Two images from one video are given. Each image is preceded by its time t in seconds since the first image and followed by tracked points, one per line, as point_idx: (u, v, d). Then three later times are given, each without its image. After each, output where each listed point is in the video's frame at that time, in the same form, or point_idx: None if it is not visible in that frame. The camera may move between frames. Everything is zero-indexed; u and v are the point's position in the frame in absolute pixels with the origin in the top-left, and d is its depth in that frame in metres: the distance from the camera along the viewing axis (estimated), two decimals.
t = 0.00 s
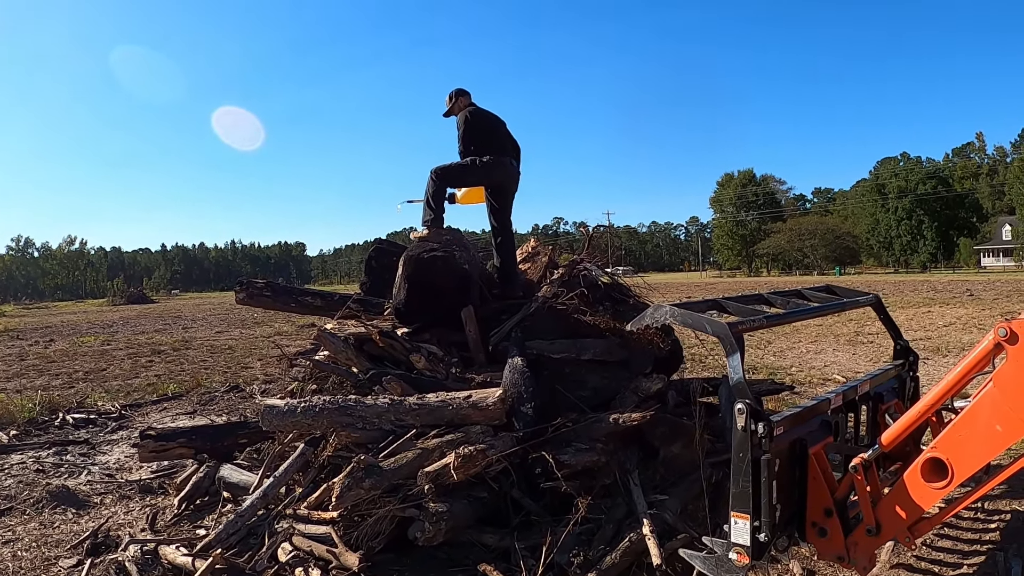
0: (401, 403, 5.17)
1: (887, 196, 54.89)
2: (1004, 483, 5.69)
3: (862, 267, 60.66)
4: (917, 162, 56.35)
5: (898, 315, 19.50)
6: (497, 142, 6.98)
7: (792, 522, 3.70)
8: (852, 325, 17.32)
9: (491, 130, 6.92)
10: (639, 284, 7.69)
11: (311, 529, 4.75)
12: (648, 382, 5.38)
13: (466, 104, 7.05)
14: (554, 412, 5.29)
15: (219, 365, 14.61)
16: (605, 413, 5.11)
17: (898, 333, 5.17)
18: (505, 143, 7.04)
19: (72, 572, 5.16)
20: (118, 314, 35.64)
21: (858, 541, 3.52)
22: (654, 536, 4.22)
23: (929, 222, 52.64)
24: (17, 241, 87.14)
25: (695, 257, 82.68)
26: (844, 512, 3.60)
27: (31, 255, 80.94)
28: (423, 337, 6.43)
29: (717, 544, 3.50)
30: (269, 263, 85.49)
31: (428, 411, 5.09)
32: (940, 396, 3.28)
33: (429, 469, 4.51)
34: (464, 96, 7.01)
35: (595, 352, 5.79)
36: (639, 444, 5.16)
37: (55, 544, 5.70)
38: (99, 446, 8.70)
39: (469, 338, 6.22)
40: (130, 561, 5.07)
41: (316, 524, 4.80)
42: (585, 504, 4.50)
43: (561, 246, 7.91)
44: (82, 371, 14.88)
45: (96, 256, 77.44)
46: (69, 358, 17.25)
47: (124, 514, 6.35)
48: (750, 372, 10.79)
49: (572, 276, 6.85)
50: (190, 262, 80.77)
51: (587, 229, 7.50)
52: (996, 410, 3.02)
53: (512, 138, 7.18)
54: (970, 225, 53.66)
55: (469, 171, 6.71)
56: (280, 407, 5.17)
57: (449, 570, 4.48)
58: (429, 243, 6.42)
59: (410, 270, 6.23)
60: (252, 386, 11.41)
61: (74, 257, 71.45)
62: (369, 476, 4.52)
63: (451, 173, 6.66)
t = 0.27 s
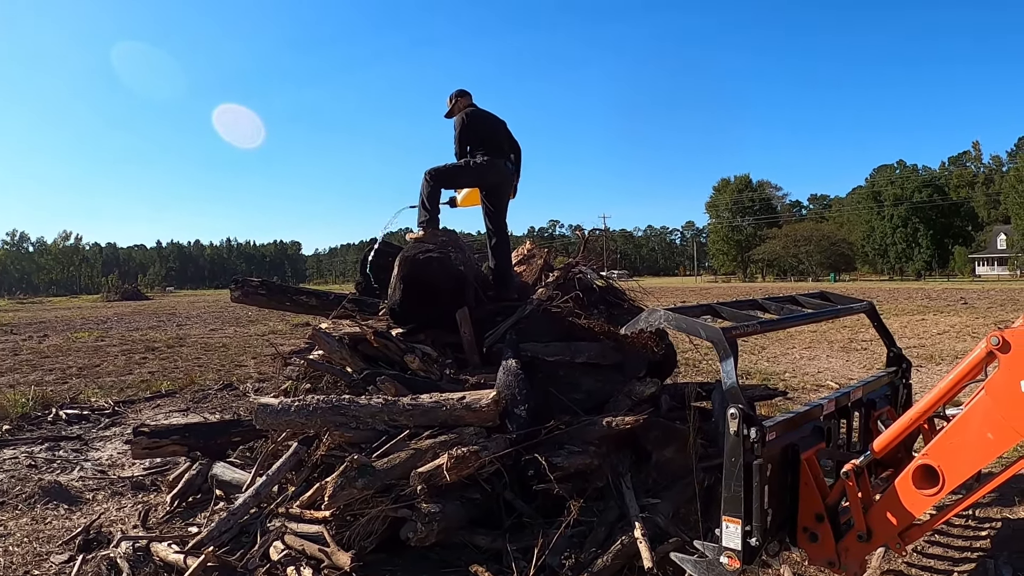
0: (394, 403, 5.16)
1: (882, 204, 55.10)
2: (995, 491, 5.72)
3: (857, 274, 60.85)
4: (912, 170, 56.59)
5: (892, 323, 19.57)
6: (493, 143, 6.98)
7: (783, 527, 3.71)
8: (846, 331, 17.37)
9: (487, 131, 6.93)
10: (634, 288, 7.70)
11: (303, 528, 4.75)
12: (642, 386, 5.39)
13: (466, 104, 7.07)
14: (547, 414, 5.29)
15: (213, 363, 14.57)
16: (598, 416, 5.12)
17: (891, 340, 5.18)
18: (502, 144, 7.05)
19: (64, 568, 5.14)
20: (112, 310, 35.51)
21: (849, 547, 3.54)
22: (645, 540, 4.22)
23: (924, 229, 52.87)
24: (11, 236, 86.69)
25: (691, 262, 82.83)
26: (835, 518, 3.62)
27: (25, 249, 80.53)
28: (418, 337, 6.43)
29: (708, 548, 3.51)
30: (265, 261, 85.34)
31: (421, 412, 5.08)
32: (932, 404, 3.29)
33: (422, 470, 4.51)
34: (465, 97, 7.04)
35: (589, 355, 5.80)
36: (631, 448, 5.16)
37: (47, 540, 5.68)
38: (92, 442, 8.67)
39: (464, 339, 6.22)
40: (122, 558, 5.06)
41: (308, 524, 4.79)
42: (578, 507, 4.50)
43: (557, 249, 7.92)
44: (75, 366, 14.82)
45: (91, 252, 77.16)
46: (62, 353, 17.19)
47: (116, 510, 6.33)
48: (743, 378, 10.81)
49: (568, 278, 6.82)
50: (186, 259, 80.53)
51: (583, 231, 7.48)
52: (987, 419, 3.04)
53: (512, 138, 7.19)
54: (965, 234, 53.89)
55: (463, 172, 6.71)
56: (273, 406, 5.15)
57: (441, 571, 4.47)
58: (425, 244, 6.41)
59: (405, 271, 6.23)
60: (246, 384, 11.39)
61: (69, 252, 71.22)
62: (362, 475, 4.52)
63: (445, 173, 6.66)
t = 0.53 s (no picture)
0: (385, 400, 5.17)
1: (876, 214, 55.40)
2: (980, 503, 5.76)
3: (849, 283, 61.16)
4: (907, 182, 56.91)
5: (883, 333, 19.68)
6: (487, 143, 6.96)
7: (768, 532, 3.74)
8: (837, 341, 17.46)
9: (482, 131, 6.92)
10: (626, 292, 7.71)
11: (291, 523, 4.74)
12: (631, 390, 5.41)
13: (462, 104, 7.08)
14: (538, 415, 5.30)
15: (204, 356, 14.52)
16: (587, 418, 5.13)
17: (880, 350, 5.22)
18: (496, 144, 7.04)
19: (50, 558, 5.11)
20: (103, 300, 35.34)
21: (833, 554, 3.56)
22: (630, 542, 4.24)
23: (916, 241, 53.19)
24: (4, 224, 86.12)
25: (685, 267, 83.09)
26: (820, 525, 3.64)
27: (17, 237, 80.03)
28: (409, 336, 6.45)
29: (693, 552, 3.52)
30: (259, 256, 85.12)
31: (411, 410, 5.09)
32: (919, 414, 3.32)
33: (410, 468, 4.52)
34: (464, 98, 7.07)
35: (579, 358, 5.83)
36: (620, 451, 5.19)
37: (34, 529, 5.65)
38: (81, 432, 8.63)
39: (455, 339, 6.25)
40: (109, 548, 5.04)
41: (296, 519, 4.79)
42: (564, 508, 4.52)
43: (551, 252, 7.93)
44: (65, 356, 14.74)
45: (84, 241, 76.78)
46: (52, 343, 17.08)
47: (104, 501, 6.31)
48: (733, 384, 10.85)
49: (559, 282, 6.84)
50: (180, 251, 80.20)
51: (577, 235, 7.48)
52: (973, 430, 3.07)
53: (510, 134, 7.15)
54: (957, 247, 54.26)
55: (454, 172, 6.72)
56: (264, 400, 5.15)
57: (427, 569, 4.48)
58: (418, 242, 6.41)
59: (398, 269, 6.23)
60: (237, 378, 11.36)
61: (62, 241, 70.87)
62: (350, 472, 4.52)
63: (437, 174, 6.68)
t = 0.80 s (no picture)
0: (386, 394, 5.18)
1: (880, 219, 55.31)
2: (979, 508, 5.76)
3: (851, 287, 61.09)
4: (912, 187, 56.79)
5: (884, 338, 19.67)
6: (492, 139, 6.94)
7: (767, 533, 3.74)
8: (839, 344, 17.45)
9: (488, 128, 6.91)
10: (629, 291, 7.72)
11: (290, 515, 4.76)
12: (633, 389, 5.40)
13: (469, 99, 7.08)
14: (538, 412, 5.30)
15: (206, 346, 14.55)
16: (588, 416, 5.13)
17: (882, 354, 5.21)
18: (501, 139, 7.02)
19: (49, 545, 5.12)
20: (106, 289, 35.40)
21: (831, 556, 3.57)
22: (629, 541, 4.25)
23: (920, 247, 53.11)
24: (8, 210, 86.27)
25: (687, 267, 83.05)
26: (818, 527, 3.65)
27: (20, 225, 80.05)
28: (412, 330, 6.48)
29: (692, 551, 3.54)
30: (261, 248, 85.18)
31: (412, 404, 5.10)
32: (919, 418, 3.33)
33: (411, 462, 4.52)
34: (471, 93, 7.08)
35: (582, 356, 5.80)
36: (620, 449, 5.20)
37: (33, 516, 5.67)
38: (81, 420, 8.66)
39: (457, 335, 6.31)
40: (108, 537, 5.06)
41: (296, 510, 4.81)
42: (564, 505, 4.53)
43: (554, 249, 7.94)
44: (67, 344, 14.78)
45: (87, 230, 76.86)
46: (54, 331, 17.13)
47: (104, 489, 6.33)
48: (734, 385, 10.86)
49: (563, 280, 6.83)
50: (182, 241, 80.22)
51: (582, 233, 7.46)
52: (973, 436, 3.08)
53: (517, 128, 7.11)
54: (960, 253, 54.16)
55: (458, 169, 6.70)
56: (265, 392, 5.16)
57: (425, 563, 4.50)
58: (422, 237, 6.39)
59: (401, 263, 6.22)
60: (238, 369, 11.39)
61: (66, 229, 70.96)
62: (351, 465, 4.53)
63: (441, 170, 6.67)
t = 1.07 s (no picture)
0: (410, 386, 5.22)
1: (902, 218, 54.59)
2: (1001, 511, 5.70)
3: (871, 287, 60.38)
4: (935, 187, 55.98)
5: (906, 339, 19.44)
6: (518, 134, 6.95)
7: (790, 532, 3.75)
8: (859, 344, 17.29)
9: (515, 122, 6.92)
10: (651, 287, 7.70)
11: (312, 504, 4.83)
12: (656, 384, 5.41)
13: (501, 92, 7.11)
14: (561, 406, 5.32)
15: (226, 337, 14.73)
16: (611, 411, 5.14)
17: (906, 354, 5.15)
18: (528, 133, 7.02)
19: (72, 531, 5.18)
20: (128, 279, 35.90)
21: (853, 555, 3.56)
22: (651, 536, 4.26)
23: (942, 247, 52.33)
24: (32, 200, 87.72)
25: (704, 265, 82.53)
26: (841, 526, 3.64)
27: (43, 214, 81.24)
28: (436, 323, 6.50)
29: (714, 548, 3.56)
30: (279, 240, 85.83)
31: (436, 396, 5.15)
32: (945, 419, 3.30)
33: (434, 454, 4.56)
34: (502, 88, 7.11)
35: (606, 351, 5.82)
36: (641, 445, 5.21)
37: (56, 502, 5.76)
38: (104, 408, 8.81)
39: (482, 327, 6.28)
40: (130, 524, 5.13)
41: (317, 500, 4.85)
42: (586, 499, 4.55)
43: (577, 244, 7.94)
44: (90, 333, 15.02)
45: (109, 220, 77.85)
46: (77, 319, 17.40)
47: (126, 477, 6.43)
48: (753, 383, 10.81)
49: (588, 275, 6.83)
50: (203, 232, 80.97)
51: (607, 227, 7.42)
52: (999, 437, 3.04)
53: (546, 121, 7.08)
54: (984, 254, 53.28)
55: (483, 163, 6.75)
56: (289, 382, 5.25)
57: (446, 554, 4.55)
58: (448, 229, 6.47)
59: (426, 256, 6.29)
60: (259, 360, 11.52)
61: (88, 220, 71.97)
62: (375, 456, 4.62)
63: (465, 164, 6.73)
